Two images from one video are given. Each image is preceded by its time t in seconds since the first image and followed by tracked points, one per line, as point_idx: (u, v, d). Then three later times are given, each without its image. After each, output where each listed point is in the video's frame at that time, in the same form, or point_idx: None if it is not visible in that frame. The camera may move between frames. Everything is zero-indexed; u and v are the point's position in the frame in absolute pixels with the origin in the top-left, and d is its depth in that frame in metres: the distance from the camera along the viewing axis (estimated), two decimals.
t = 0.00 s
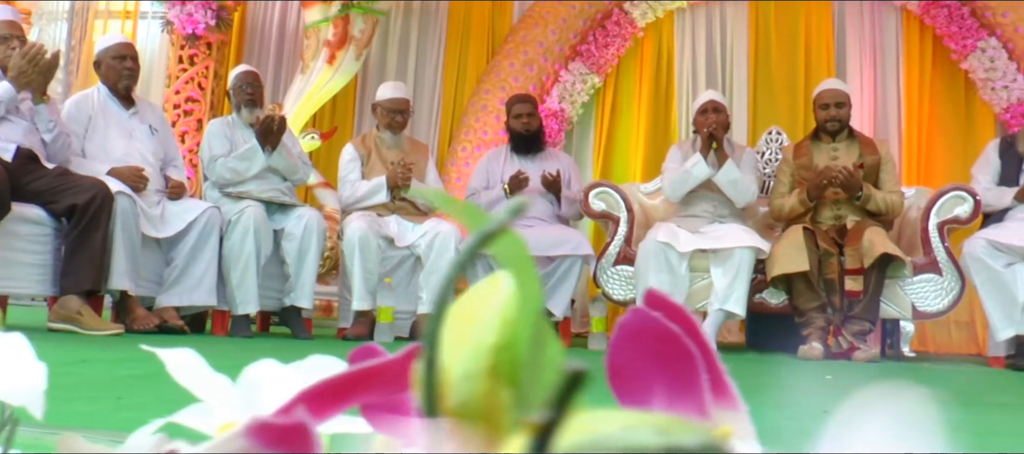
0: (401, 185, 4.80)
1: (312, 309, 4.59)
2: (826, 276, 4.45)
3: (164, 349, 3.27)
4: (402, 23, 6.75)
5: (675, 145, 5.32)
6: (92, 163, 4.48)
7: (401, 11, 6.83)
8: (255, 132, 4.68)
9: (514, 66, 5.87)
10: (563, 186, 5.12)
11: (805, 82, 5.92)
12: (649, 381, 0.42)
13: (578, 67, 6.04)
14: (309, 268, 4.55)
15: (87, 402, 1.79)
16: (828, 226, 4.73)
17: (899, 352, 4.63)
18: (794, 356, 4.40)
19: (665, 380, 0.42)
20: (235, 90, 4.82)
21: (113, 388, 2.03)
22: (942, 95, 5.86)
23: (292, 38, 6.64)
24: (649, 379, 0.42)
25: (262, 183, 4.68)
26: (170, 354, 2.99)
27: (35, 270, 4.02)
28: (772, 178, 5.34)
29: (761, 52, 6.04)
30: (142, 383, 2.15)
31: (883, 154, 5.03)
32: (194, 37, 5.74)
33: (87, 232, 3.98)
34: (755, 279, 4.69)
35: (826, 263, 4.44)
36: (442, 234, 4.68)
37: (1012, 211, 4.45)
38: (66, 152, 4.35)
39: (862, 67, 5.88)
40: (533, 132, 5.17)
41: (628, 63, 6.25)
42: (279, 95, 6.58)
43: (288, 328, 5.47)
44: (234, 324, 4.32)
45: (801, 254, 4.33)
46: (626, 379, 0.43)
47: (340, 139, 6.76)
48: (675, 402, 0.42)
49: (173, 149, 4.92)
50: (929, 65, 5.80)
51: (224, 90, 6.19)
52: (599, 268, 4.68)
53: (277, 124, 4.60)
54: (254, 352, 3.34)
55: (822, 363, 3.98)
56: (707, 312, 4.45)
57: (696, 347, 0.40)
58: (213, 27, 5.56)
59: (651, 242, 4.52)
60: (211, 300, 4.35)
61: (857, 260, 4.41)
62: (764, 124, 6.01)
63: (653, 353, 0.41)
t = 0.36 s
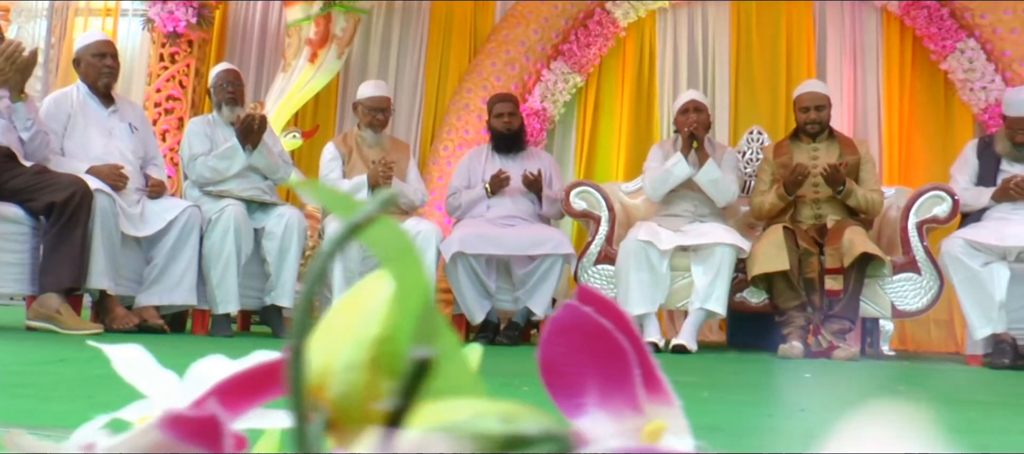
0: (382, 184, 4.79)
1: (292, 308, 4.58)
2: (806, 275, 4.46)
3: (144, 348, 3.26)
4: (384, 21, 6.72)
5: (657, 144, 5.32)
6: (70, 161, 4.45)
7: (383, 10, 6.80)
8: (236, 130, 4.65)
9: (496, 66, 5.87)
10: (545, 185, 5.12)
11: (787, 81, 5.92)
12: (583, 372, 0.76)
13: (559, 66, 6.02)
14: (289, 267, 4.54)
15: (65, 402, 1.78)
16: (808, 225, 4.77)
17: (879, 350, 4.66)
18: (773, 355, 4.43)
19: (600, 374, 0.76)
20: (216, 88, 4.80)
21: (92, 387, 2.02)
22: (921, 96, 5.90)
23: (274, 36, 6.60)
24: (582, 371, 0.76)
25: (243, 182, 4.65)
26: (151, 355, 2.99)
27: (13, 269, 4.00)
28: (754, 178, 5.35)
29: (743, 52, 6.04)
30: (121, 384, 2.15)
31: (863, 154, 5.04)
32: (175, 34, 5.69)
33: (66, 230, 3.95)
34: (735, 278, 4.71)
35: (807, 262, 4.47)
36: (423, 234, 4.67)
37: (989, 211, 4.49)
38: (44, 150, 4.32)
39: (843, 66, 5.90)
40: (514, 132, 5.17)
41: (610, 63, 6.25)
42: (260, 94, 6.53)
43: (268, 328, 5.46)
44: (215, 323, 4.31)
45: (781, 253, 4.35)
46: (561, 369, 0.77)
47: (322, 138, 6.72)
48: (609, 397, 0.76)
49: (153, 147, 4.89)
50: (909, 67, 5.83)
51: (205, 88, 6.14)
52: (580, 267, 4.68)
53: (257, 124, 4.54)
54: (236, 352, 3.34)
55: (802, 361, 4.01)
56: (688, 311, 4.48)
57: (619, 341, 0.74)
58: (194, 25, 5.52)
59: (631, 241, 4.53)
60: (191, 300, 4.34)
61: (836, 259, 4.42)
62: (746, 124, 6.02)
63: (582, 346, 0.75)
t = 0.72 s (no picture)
0: (363, 183, 4.78)
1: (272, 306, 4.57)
2: (786, 275, 4.46)
3: (125, 348, 3.24)
4: (366, 19, 6.68)
5: (639, 144, 5.33)
6: (49, 158, 4.42)
7: (365, 8, 6.77)
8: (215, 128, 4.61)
9: (478, 64, 5.85)
10: (526, 184, 5.13)
11: (767, 82, 5.94)
12: (520, 371, 0.84)
13: (541, 65, 6.02)
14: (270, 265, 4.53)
15: (39, 402, 1.78)
16: (788, 224, 4.79)
17: (857, 349, 4.70)
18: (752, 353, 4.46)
19: (535, 374, 0.84)
20: (196, 86, 4.77)
21: (67, 386, 2.01)
22: (901, 97, 5.94)
23: (255, 35, 6.55)
24: (519, 370, 0.84)
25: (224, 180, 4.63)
26: (130, 354, 2.98)
27: None
28: (736, 178, 5.36)
29: (724, 52, 6.06)
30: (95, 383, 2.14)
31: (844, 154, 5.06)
32: (156, 31, 5.64)
33: (45, 227, 3.93)
34: (715, 277, 4.73)
35: (787, 262, 4.47)
36: (403, 232, 4.67)
37: (966, 211, 4.53)
38: (22, 147, 4.29)
39: (823, 67, 5.92)
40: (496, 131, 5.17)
41: (592, 63, 6.25)
42: (241, 92, 6.48)
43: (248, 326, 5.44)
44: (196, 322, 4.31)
45: (762, 252, 4.36)
46: (499, 368, 0.84)
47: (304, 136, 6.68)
48: (546, 395, 0.83)
49: (133, 145, 4.86)
50: (889, 68, 5.87)
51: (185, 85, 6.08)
52: (561, 267, 4.70)
53: (237, 123, 4.47)
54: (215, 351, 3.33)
55: (781, 360, 4.03)
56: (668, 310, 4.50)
57: (553, 340, 0.81)
58: (175, 22, 5.48)
59: (613, 240, 4.54)
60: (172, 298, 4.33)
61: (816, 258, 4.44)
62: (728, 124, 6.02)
63: (518, 345, 0.82)
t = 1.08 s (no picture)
0: (344, 182, 4.77)
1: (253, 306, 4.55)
2: (766, 274, 4.50)
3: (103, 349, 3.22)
4: (348, 18, 6.64)
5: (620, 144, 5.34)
6: (27, 155, 4.39)
7: (348, 6, 6.75)
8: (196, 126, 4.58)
9: (460, 64, 5.84)
10: (507, 184, 5.12)
11: (751, 81, 5.94)
12: (458, 369, 0.62)
13: (524, 64, 6.00)
14: (252, 263, 4.50)
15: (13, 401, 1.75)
16: (769, 223, 4.81)
17: (837, 347, 4.72)
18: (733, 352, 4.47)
19: (473, 373, 0.62)
20: (177, 84, 4.74)
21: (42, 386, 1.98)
22: (882, 97, 5.95)
23: (238, 33, 6.52)
24: (455, 365, 0.62)
25: (204, 179, 4.60)
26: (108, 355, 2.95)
27: None
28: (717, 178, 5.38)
29: (708, 52, 6.06)
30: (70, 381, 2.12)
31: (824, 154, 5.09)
32: (138, 29, 5.60)
33: (23, 225, 3.91)
34: (697, 276, 4.74)
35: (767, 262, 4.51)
36: (385, 232, 4.66)
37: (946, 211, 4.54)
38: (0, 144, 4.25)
39: (806, 67, 5.92)
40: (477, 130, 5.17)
41: (575, 62, 6.24)
42: (223, 89, 6.46)
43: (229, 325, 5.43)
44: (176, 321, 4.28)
45: (742, 252, 4.39)
46: (434, 367, 0.62)
47: (286, 134, 6.68)
48: (483, 393, 0.63)
49: (113, 143, 4.83)
50: (871, 68, 5.87)
51: (167, 83, 6.05)
52: (543, 266, 4.70)
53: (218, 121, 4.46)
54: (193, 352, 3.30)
55: (762, 359, 4.04)
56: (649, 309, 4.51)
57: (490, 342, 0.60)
58: (157, 20, 5.43)
59: (594, 239, 4.55)
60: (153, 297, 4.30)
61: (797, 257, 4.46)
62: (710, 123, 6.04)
63: (459, 344, 0.61)
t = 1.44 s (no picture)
0: (326, 181, 4.76)
1: (235, 305, 4.53)
2: (748, 274, 4.53)
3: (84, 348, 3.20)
4: (331, 17, 6.62)
5: (602, 144, 5.35)
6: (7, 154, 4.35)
7: (330, 6, 6.73)
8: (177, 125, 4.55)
9: (443, 63, 5.83)
10: (489, 184, 5.12)
11: (733, 82, 5.95)
12: (400, 368, 0.54)
13: (507, 64, 5.99)
14: (234, 263, 4.49)
15: None
16: (750, 224, 4.84)
17: (818, 347, 4.74)
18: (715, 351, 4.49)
19: (417, 373, 0.54)
20: (159, 82, 4.70)
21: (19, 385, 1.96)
22: (864, 99, 5.97)
23: (221, 32, 6.48)
24: (399, 365, 0.53)
25: (185, 178, 4.58)
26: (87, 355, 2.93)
27: None
28: (699, 178, 5.40)
29: (690, 53, 6.06)
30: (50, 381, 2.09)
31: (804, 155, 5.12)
32: (119, 26, 5.54)
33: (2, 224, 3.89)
34: (680, 276, 4.75)
35: (749, 262, 4.53)
36: (367, 231, 4.65)
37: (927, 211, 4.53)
38: None
39: (789, 68, 5.93)
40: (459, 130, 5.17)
41: (558, 62, 6.23)
42: (206, 88, 6.41)
43: (210, 325, 5.40)
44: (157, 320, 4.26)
45: (723, 252, 4.42)
46: (371, 368, 0.53)
47: (268, 134, 6.65)
48: (427, 393, 0.55)
49: (94, 142, 4.80)
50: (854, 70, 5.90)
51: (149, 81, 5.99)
52: (525, 266, 4.70)
53: (200, 120, 4.44)
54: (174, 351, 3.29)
55: (744, 359, 4.05)
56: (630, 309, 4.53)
57: (434, 339, 0.51)
58: (139, 18, 5.39)
59: (576, 239, 4.56)
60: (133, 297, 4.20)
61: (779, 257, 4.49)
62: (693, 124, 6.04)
63: (403, 344, 0.52)
